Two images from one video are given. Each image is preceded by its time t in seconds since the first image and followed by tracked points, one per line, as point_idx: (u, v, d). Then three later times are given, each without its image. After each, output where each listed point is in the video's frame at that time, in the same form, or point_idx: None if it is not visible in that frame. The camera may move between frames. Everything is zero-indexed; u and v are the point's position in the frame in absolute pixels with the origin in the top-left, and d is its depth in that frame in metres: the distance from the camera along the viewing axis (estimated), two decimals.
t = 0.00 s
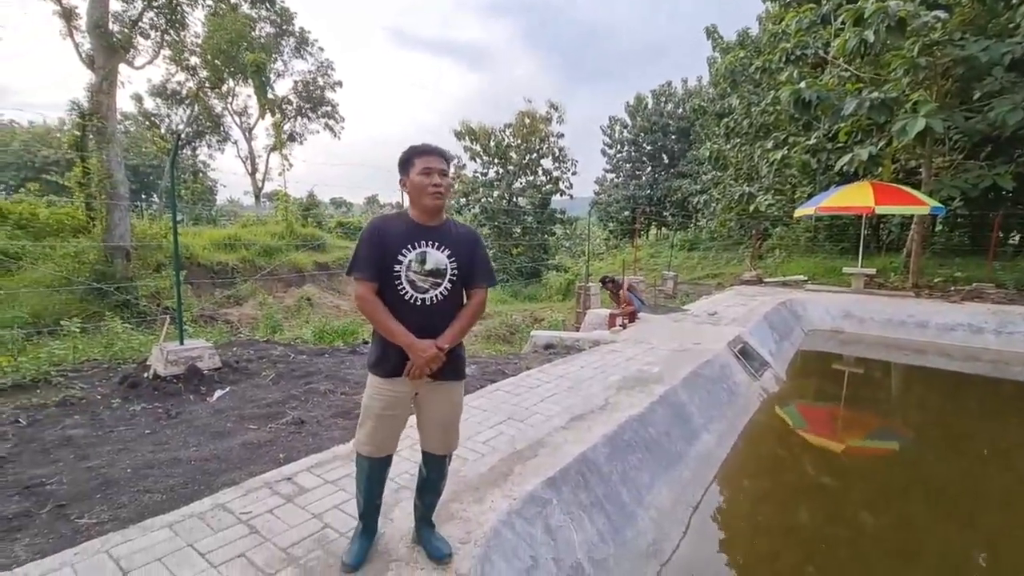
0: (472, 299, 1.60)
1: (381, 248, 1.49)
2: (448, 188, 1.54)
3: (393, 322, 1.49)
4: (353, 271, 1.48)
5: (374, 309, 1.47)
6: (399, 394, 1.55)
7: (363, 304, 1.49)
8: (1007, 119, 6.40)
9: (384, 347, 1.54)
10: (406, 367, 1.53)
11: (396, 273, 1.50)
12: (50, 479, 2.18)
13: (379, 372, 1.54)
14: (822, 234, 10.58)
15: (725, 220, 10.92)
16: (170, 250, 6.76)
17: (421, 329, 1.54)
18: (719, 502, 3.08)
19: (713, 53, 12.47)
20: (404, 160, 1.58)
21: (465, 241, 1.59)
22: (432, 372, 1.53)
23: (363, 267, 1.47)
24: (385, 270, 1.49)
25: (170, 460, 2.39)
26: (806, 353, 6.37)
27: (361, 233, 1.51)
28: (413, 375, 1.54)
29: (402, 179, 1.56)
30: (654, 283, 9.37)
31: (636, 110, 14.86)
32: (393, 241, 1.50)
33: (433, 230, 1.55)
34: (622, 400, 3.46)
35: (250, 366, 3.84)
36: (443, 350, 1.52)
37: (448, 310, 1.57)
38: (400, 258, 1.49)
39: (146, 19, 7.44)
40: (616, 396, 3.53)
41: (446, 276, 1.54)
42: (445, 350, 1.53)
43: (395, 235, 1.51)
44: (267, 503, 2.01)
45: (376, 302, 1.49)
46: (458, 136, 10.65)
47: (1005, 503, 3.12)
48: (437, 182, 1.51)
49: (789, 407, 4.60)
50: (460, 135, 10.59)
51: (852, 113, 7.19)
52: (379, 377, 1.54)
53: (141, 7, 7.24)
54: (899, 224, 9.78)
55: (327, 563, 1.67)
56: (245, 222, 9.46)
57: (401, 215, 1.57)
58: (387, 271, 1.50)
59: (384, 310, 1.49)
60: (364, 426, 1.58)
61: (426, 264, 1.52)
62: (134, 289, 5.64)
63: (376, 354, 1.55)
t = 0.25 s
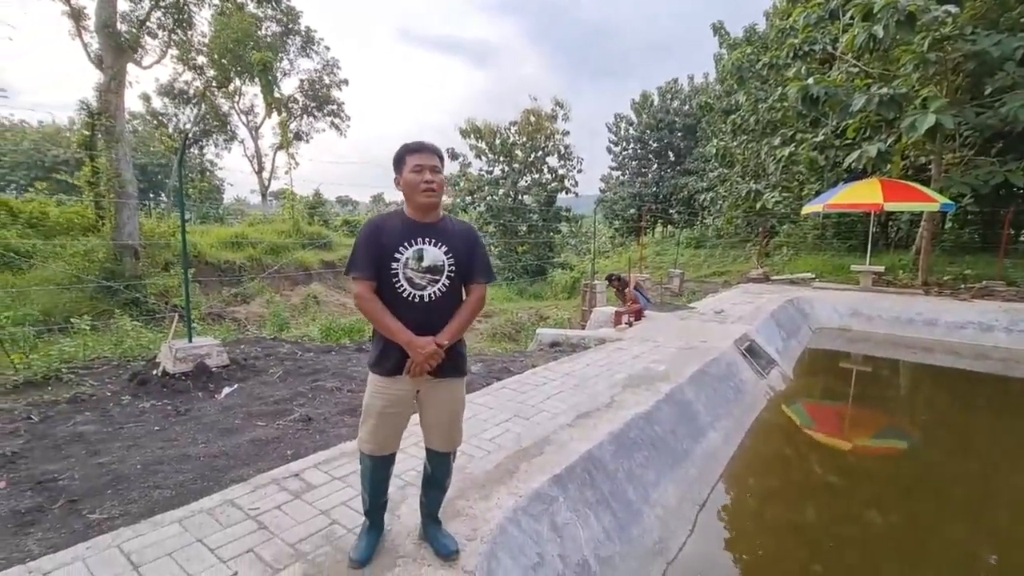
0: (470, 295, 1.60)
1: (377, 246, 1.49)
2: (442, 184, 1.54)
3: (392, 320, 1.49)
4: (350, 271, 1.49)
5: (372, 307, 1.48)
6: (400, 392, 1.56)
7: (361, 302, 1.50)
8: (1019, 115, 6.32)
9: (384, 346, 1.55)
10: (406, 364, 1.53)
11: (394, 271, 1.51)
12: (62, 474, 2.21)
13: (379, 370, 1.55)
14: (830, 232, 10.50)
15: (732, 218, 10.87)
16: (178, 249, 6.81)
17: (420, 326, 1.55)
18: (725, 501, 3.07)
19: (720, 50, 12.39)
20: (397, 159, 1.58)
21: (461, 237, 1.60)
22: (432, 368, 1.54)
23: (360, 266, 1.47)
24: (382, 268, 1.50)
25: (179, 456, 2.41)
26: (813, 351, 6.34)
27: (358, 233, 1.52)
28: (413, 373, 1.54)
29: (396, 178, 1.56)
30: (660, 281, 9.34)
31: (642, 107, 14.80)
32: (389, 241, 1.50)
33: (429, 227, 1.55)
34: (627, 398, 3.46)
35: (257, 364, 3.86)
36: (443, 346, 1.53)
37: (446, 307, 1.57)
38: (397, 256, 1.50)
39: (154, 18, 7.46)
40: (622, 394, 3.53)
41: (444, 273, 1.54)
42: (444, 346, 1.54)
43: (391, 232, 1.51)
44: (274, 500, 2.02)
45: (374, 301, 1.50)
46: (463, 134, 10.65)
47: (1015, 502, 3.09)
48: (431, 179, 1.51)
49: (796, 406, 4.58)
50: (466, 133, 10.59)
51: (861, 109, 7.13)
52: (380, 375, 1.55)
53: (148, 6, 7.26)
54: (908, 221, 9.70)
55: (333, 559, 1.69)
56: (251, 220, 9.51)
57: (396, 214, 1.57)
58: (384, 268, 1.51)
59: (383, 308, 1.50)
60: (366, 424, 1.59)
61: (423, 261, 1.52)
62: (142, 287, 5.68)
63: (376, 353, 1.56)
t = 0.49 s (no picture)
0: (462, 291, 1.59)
1: (367, 244, 1.50)
2: (433, 181, 1.54)
3: (384, 317, 1.49)
4: (342, 270, 1.50)
5: (364, 305, 1.48)
6: (396, 389, 1.56)
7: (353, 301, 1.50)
8: None
9: (378, 344, 1.55)
10: (400, 361, 1.53)
11: (385, 268, 1.51)
12: (71, 470, 2.23)
13: (374, 368, 1.55)
14: (836, 229, 10.45)
15: (737, 215, 10.83)
16: (184, 247, 6.85)
17: (412, 323, 1.55)
18: (730, 499, 3.06)
19: (725, 46, 12.32)
20: (388, 156, 1.58)
21: (452, 233, 1.59)
22: (426, 365, 1.53)
23: (352, 265, 1.48)
24: (373, 266, 1.50)
25: (186, 453, 2.43)
26: (819, 348, 6.31)
27: (349, 232, 1.52)
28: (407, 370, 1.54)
29: (386, 176, 1.57)
30: (665, 279, 9.33)
31: (646, 104, 14.73)
32: (380, 239, 1.50)
33: (419, 223, 1.55)
34: (632, 395, 3.46)
35: (263, 361, 3.88)
36: (436, 343, 1.52)
37: (438, 303, 1.57)
38: (388, 254, 1.50)
39: (158, 17, 7.48)
40: (626, 392, 3.53)
41: (435, 269, 1.54)
42: (437, 342, 1.53)
43: (382, 230, 1.52)
44: (280, 496, 2.03)
45: (366, 300, 1.50)
46: (467, 132, 10.64)
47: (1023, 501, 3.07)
48: (422, 176, 1.52)
49: (801, 403, 4.56)
50: (469, 131, 10.58)
51: (867, 106, 7.07)
52: (374, 373, 1.56)
53: (153, 6, 7.27)
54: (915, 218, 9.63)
55: (339, 556, 1.69)
56: (256, 219, 9.55)
57: (387, 211, 1.57)
58: (375, 266, 1.51)
59: (375, 306, 1.50)
60: (364, 422, 1.60)
61: (414, 258, 1.52)
62: (148, 285, 5.71)
63: (370, 351, 1.56)
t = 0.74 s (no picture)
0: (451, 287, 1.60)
1: (355, 241, 1.50)
2: (421, 177, 1.54)
3: (373, 314, 1.49)
4: (330, 268, 1.49)
5: (353, 303, 1.48)
6: (388, 387, 1.56)
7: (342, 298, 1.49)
8: None
9: (369, 342, 1.55)
10: (391, 359, 1.53)
11: (374, 265, 1.51)
12: (79, 467, 2.24)
13: (366, 367, 1.55)
14: (842, 226, 10.40)
15: (741, 211, 10.79)
16: (189, 245, 6.88)
17: (402, 320, 1.55)
18: (734, 496, 3.05)
19: (729, 41, 12.25)
20: (374, 152, 1.58)
21: (440, 229, 1.60)
22: (417, 362, 1.53)
23: (339, 263, 1.47)
24: (362, 263, 1.50)
25: (192, 449, 2.45)
26: (823, 345, 6.29)
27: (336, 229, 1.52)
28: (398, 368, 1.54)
29: (373, 172, 1.57)
30: (669, 275, 9.31)
31: (650, 100, 14.67)
32: (368, 235, 1.50)
33: (407, 219, 1.56)
34: (636, 392, 3.45)
35: (268, 358, 3.90)
36: (426, 338, 1.52)
37: (428, 300, 1.57)
38: (376, 251, 1.50)
39: (162, 16, 7.48)
40: (630, 388, 3.53)
41: (424, 265, 1.55)
42: (428, 338, 1.53)
43: (370, 226, 1.52)
44: (286, 492, 2.04)
45: (354, 297, 1.49)
46: (470, 129, 10.62)
47: None
48: (411, 172, 1.52)
49: (805, 401, 4.54)
50: (473, 128, 10.56)
51: (873, 101, 7.02)
52: (365, 371, 1.56)
53: (157, 4, 7.28)
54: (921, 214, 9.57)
55: (344, 551, 1.70)
56: (261, 217, 9.57)
57: (375, 208, 1.58)
58: (364, 263, 1.51)
59: (364, 303, 1.50)
60: (360, 420, 1.61)
61: (403, 254, 1.53)
62: (154, 283, 5.75)
63: (361, 349, 1.56)
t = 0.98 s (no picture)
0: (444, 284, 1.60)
1: (347, 240, 1.50)
2: (414, 175, 1.55)
3: (367, 313, 1.49)
4: (322, 267, 1.49)
5: (346, 302, 1.48)
6: (384, 384, 1.57)
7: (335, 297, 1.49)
8: None
9: (364, 340, 1.55)
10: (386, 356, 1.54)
11: (366, 263, 1.51)
12: (86, 463, 2.26)
13: (361, 365, 1.56)
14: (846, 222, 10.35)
15: (745, 208, 10.76)
16: (193, 244, 6.91)
17: (396, 317, 1.55)
18: (737, 492, 3.05)
19: (733, 37, 12.18)
20: (365, 148, 1.57)
21: (431, 226, 1.60)
22: (412, 359, 1.54)
23: (332, 262, 1.47)
24: (355, 262, 1.50)
25: (199, 445, 2.46)
26: (827, 341, 6.27)
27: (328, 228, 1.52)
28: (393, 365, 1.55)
29: (365, 169, 1.56)
30: (672, 272, 9.29)
31: (653, 97, 14.61)
32: (360, 234, 1.50)
33: (398, 217, 1.56)
34: (639, 389, 3.46)
35: (272, 355, 3.91)
36: (421, 335, 1.53)
37: (421, 296, 1.58)
38: (368, 249, 1.50)
39: (165, 15, 7.49)
40: (634, 385, 3.53)
41: (417, 263, 1.55)
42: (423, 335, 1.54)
43: (361, 224, 1.52)
44: (291, 488, 2.05)
45: (348, 296, 1.49)
46: (473, 127, 10.61)
47: None
48: (404, 170, 1.53)
49: (809, 397, 4.53)
50: (475, 125, 10.55)
51: (878, 95, 6.98)
52: (360, 369, 1.56)
53: (160, 3, 7.29)
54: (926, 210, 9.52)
55: (349, 547, 1.71)
56: (264, 215, 9.60)
57: (366, 206, 1.57)
58: (356, 261, 1.51)
59: (358, 302, 1.50)
60: (357, 418, 1.62)
61: (395, 252, 1.53)
62: (160, 281, 5.77)
63: (356, 348, 1.56)
